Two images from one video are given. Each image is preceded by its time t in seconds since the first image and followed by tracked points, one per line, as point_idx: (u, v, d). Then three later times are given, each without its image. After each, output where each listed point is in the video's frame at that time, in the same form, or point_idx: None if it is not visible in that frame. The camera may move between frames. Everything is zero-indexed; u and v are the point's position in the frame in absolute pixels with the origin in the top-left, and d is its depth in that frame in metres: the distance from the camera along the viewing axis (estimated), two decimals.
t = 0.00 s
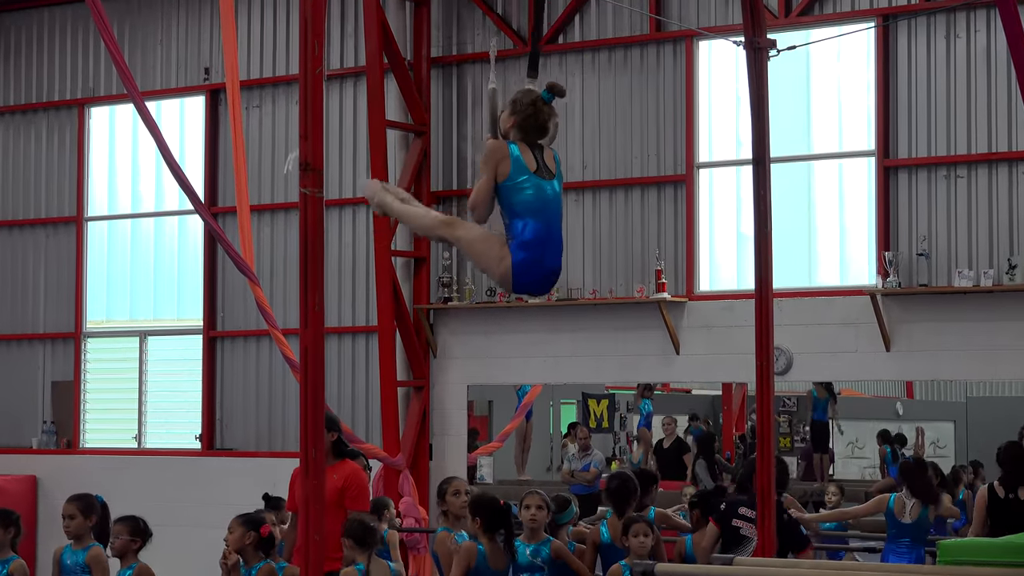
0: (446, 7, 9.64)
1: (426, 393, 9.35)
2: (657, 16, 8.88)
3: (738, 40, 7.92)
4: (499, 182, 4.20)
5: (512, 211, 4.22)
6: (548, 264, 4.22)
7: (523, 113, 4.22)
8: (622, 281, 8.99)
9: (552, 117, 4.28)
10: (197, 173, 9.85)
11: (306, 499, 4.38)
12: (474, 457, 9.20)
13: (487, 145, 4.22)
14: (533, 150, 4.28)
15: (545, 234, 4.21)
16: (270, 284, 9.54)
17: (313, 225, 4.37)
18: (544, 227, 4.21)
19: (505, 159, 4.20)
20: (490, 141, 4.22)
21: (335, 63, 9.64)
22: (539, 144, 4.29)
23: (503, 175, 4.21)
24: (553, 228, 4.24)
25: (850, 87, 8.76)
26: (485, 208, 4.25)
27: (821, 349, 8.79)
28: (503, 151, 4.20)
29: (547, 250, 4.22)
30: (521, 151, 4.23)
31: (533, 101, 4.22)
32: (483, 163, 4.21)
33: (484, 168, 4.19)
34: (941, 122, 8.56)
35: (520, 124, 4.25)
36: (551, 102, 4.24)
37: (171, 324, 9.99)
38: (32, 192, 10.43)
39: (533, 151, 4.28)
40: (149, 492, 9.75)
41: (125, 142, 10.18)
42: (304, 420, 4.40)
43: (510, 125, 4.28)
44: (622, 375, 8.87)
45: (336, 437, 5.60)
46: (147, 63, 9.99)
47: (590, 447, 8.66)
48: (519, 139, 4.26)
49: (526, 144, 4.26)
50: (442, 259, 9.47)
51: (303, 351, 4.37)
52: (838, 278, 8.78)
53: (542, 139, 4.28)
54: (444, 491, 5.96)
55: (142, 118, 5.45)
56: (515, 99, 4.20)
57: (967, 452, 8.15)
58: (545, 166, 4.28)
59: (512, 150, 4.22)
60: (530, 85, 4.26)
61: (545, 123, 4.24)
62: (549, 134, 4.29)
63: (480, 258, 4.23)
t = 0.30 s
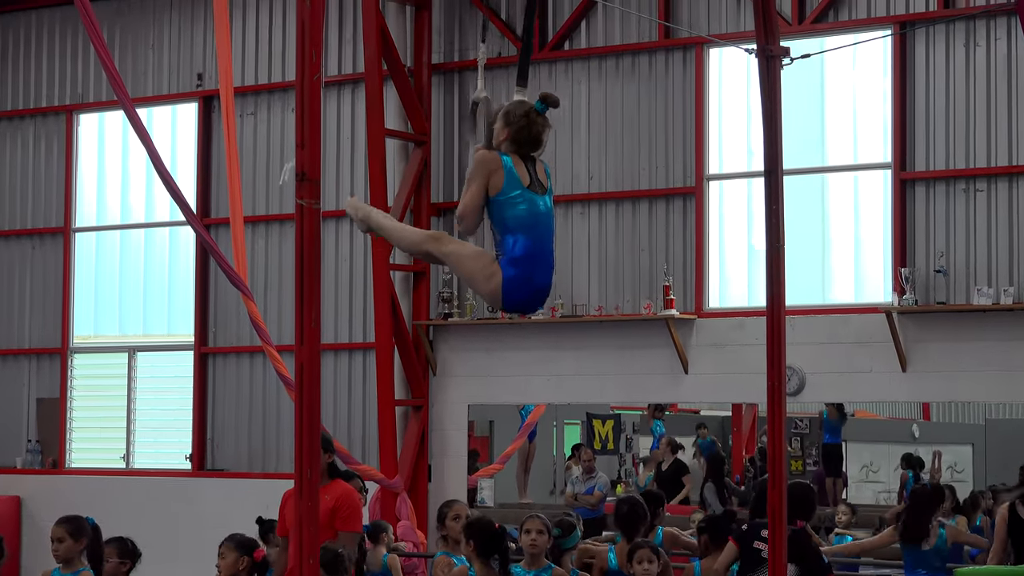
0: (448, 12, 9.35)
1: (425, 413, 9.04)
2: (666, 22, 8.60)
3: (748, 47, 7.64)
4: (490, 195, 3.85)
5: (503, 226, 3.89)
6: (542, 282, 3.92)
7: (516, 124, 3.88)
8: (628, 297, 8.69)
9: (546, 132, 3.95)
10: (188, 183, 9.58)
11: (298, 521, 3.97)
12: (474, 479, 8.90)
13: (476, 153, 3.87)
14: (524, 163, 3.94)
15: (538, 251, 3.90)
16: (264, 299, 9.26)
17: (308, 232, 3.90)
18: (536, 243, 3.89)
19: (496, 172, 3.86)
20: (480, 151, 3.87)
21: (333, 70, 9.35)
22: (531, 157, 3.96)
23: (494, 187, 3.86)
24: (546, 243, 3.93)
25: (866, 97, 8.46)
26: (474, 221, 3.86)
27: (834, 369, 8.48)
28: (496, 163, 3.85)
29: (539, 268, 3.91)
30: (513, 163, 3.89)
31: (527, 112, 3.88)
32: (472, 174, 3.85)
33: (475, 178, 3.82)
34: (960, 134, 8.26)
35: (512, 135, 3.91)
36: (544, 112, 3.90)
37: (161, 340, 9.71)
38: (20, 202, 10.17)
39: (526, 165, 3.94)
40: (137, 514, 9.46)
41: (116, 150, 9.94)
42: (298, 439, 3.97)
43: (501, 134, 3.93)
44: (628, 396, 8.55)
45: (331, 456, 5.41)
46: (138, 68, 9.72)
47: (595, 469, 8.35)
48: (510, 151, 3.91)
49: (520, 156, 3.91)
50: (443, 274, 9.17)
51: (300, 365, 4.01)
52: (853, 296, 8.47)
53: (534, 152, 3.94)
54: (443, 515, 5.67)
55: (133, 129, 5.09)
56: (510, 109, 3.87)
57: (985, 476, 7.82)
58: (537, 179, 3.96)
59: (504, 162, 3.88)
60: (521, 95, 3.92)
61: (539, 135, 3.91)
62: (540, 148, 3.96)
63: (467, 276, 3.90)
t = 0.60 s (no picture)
0: (447, 18, 9.07)
1: (421, 434, 8.75)
2: (673, 30, 8.32)
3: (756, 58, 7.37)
4: (506, 215, 3.95)
5: (510, 249, 4.03)
6: (536, 308, 4.10)
7: (533, 140, 3.95)
8: (632, 314, 8.40)
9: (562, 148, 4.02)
10: (176, 194, 9.33)
11: (291, 545, 4.26)
12: (471, 503, 8.57)
13: (499, 172, 3.93)
14: (539, 181, 4.03)
15: (540, 277, 4.05)
16: (254, 315, 9.00)
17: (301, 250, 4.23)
18: (542, 271, 4.04)
19: (515, 188, 3.94)
20: (502, 170, 3.92)
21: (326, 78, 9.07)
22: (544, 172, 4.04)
23: (511, 209, 3.95)
24: (549, 271, 4.08)
25: (878, 108, 8.18)
26: (482, 238, 4.02)
27: (845, 390, 8.19)
28: (517, 182, 3.93)
29: (537, 295, 4.08)
30: (532, 184, 3.97)
31: (542, 125, 3.95)
32: (491, 190, 3.92)
33: (493, 198, 3.91)
34: (977, 147, 7.98)
35: (530, 153, 3.98)
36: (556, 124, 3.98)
37: (146, 357, 9.47)
38: (4, 213, 9.94)
39: (542, 184, 4.03)
40: (124, 537, 9.22)
41: (101, 160, 9.70)
42: (290, 463, 4.27)
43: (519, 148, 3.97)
44: (631, 417, 8.26)
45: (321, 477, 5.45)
46: (126, 76, 9.47)
47: (597, 492, 8.08)
48: (528, 169, 3.98)
49: (537, 177, 4.00)
50: (440, 289, 8.88)
51: (293, 384, 4.29)
52: (864, 315, 8.18)
53: (549, 169, 4.03)
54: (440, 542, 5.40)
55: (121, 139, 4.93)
56: (527, 122, 3.92)
57: (1001, 502, 7.53)
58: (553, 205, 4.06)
59: (523, 178, 3.95)
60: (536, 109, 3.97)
61: (555, 147, 3.97)
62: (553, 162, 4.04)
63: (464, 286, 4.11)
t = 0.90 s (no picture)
0: (439, 12, 8.79)
1: (413, 441, 8.46)
2: (674, 25, 8.03)
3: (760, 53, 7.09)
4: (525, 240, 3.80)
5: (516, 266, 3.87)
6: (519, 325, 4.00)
7: (577, 170, 3.74)
8: (631, 318, 8.11)
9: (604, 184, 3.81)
10: (159, 195, 9.06)
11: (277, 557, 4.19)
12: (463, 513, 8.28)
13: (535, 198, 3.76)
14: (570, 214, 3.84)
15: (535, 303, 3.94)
16: (239, 320, 8.72)
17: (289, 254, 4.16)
18: (540, 297, 3.90)
19: (546, 220, 3.78)
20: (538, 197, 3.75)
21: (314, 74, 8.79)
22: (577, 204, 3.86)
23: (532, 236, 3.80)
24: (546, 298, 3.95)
25: (886, 106, 7.90)
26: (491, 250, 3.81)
27: (851, 396, 7.90)
28: (549, 213, 3.77)
29: (525, 316, 3.97)
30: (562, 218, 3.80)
31: (590, 156, 3.74)
32: (523, 212, 3.75)
33: (521, 221, 3.74)
34: (988, 145, 7.69)
35: (570, 183, 3.77)
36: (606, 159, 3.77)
37: (128, 362, 9.19)
38: None
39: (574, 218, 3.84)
40: (106, 548, 8.97)
41: (80, 158, 9.41)
42: (276, 473, 4.20)
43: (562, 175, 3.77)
44: (630, 425, 7.97)
45: (307, 488, 5.19)
46: (106, 72, 9.19)
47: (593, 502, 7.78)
48: (563, 199, 3.80)
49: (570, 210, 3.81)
50: (432, 292, 8.59)
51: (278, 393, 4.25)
52: (871, 319, 7.90)
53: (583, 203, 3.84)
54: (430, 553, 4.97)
55: (100, 137, 4.86)
56: (579, 153, 3.71)
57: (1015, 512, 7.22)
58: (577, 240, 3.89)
59: (557, 211, 3.78)
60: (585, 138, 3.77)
61: (600, 186, 3.77)
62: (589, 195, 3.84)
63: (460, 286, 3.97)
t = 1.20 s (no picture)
0: None
1: (407, 443, 8.18)
2: (675, 10, 7.77)
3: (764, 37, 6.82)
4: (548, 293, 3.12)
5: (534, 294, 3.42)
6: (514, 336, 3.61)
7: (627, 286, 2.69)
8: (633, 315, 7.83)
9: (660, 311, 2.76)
10: (142, 190, 8.81)
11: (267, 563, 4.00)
12: (461, 517, 8.00)
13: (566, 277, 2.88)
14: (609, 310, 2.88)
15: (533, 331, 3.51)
16: (226, 318, 8.46)
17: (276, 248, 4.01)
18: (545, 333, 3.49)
19: (570, 288, 2.69)
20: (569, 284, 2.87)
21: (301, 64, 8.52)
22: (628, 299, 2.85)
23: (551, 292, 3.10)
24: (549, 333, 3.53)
25: (894, 93, 7.63)
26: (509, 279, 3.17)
27: (861, 394, 7.62)
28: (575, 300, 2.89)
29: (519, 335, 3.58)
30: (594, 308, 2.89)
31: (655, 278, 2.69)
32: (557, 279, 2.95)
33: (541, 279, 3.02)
34: (1001, 132, 7.42)
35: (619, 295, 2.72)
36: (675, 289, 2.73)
37: (111, 362, 8.93)
38: None
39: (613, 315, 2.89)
40: (90, 554, 8.69)
41: (60, 153, 9.16)
42: (265, 477, 4.04)
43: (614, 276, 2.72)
44: (632, 425, 7.71)
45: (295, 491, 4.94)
46: (87, 64, 8.94)
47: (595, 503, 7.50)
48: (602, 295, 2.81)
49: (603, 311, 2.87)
50: (426, 288, 8.31)
51: (266, 391, 4.08)
52: (881, 314, 7.63)
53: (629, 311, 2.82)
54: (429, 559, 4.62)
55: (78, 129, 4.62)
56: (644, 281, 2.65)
57: None
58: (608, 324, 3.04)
59: (587, 290, 2.68)
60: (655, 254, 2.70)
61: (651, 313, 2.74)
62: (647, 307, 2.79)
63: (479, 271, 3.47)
